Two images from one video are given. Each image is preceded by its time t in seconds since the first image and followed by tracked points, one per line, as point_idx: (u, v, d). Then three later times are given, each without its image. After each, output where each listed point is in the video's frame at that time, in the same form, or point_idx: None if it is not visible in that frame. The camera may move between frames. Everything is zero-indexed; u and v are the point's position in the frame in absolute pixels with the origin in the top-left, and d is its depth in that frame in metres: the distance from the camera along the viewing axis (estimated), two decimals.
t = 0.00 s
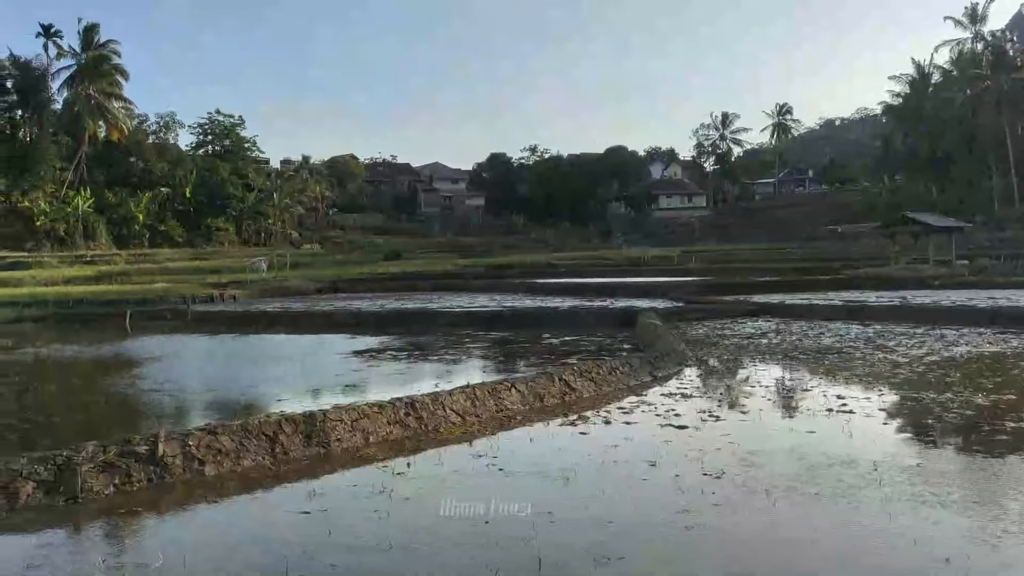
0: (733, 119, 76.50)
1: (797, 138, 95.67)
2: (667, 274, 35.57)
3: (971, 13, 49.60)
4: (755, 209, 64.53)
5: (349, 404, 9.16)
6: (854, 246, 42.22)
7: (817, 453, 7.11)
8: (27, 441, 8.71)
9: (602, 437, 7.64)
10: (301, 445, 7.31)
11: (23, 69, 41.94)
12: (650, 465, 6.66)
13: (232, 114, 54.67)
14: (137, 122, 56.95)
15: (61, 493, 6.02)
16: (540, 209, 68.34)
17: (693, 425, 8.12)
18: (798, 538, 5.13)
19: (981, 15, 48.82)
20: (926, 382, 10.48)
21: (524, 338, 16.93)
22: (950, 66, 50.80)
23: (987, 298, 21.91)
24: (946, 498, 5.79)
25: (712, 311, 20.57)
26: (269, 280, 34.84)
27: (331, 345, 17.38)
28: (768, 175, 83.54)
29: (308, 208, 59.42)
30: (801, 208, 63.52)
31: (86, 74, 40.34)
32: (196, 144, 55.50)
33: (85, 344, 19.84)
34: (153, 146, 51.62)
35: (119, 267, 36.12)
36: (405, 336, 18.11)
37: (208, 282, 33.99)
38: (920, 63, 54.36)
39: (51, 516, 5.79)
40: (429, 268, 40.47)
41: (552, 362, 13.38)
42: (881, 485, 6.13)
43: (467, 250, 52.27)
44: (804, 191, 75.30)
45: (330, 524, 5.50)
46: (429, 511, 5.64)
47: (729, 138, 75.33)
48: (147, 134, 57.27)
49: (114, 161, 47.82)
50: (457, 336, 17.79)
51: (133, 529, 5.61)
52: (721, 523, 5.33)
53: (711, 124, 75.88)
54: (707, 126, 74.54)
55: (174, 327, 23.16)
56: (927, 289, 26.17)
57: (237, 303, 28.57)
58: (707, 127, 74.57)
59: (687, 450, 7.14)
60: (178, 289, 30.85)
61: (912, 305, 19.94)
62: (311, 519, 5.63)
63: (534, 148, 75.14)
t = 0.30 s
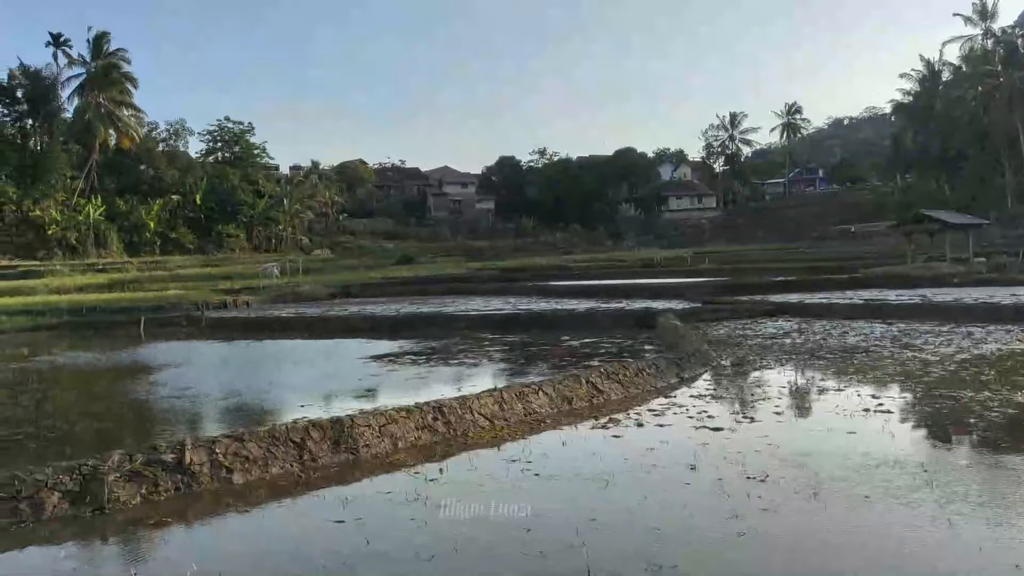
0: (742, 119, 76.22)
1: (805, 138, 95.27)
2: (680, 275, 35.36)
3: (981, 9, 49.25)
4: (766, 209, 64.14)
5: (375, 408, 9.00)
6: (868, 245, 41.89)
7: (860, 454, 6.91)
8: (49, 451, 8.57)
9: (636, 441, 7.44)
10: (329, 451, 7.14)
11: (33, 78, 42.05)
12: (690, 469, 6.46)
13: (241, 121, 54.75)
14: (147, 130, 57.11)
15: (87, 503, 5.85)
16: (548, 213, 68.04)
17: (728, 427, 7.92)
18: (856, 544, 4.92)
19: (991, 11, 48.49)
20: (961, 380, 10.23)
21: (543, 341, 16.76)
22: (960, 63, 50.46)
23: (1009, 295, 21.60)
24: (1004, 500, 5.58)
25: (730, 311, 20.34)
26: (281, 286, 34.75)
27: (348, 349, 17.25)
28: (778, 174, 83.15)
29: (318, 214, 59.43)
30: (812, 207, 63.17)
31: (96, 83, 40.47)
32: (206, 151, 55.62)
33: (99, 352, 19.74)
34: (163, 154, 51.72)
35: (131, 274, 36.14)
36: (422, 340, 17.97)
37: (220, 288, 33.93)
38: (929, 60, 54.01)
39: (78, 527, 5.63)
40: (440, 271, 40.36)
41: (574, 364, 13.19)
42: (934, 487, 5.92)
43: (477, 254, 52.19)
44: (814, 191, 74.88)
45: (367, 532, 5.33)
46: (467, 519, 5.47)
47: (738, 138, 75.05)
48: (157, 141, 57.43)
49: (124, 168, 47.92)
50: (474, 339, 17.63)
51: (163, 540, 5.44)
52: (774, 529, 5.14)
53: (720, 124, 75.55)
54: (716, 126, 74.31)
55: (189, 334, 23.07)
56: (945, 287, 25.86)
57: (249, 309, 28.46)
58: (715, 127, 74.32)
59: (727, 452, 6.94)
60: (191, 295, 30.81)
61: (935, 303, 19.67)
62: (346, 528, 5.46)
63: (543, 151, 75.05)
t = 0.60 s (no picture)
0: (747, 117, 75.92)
1: (810, 136, 94.92)
2: (689, 274, 35.17)
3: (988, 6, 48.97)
4: (772, 207, 63.89)
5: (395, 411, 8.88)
6: (877, 243, 41.65)
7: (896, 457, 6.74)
8: (66, 454, 8.47)
9: (663, 444, 7.28)
10: (351, 454, 7.01)
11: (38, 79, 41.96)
12: (721, 473, 6.31)
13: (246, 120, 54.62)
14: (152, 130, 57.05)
15: (107, 509, 5.73)
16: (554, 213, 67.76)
17: (755, 429, 7.77)
18: (901, 549, 4.77)
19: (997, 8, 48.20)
20: (987, 379, 10.05)
21: (556, 342, 16.60)
22: (967, 60, 50.17)
23: None
24: None
25: (743, 310, 20.13)
26: (288, 286, 34.63)
27: (360, 350, 17.11)
28: (783, 173, 82.81)
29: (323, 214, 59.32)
30: (818, 206, 62.88)
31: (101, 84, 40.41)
32: (211, 151, 55.55)
33: (109, 353, 19.62)
34: (168, 154, 51.64)
35: (137, 275, 36.04)
36: (434, 341, 17.82)
37: (227, 288, 33.82)
38: (935, 57, 53.71)
39: (99, 535, 5.51)
40: (447, 271, 40.14)
41: (590, 366, 13.04)
42: (977, 490, 5.75)
43: (483, 253, 52.01)
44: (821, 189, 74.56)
45: (395, 539, 5.20)
46: (497, 527, 5.33)
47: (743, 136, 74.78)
48: (163, 142, 57.39)
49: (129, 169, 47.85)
50: (486, 339, 17.47)
51: (186, 547, 5.32)
52: (815, 535, 4.99)
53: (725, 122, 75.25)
54: (721, 125, 74.05)
55: (197, 335, 22.96)
56: (958, 285, 25.63)
57: (258, 310, 28.33)
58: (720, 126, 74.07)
59: (757, 455, 6.79)
60: (198, 296, 30.69)
61: (950, 301, 19.44)
62: (374, 535, 5.32)
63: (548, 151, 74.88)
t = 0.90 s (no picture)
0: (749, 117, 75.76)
1: (812, 136, 94.75)
2: (695, 274, 35.01)
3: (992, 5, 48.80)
4: (775, 207, 63.66)
5: (412, 413, 8.73)
6: (883, 243, 41.45)
7: (929, 462, 6.56)
8: (79, 457, 8.33)
9: (688, 448, 7.13)
10: (370, 458, 6.86)
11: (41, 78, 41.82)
12: (752, 478, 6.15)
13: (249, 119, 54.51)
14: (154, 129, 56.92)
15: (124, 516, 5.58)
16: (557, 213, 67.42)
17: (780, 432, 7.62)
18: (951, 558, 4.60)
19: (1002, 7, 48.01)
20: (1011, 381, 9.86)
21: (566, 342, 16.43)
22: (971, 59, 49.99)
23: None
24: None
25: (753, 310, 19.96)
26: (292, 286, 34.48)
27: (368, 350, 16.95)
28: (786, 173, 82.61)
29: (326, 214, 59.14)
30: (821, 205, 62.71)
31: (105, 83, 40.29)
32: (213, 151, 55.42)
33: (113, 353, 19.46)
34: (171, 154, 51.52)
35: (141, 275, 35.89)
36: (442, 341, 17.65)
37: (231, 288, 33.65)
38: (939, 57, 53.52)
39: (116, 543, 5.35)
40: (451, 271, 39.97)
41: (603, 367, 12.87)
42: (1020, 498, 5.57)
43: (486, 253, 51.87)
44: (824, 189, 74.40)
45: (423, 547, 5.04)
46: (526, 534, 5.17)
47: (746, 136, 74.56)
48: (165, 142, 57.27)
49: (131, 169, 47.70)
50: (496, 340, 17.30)
51: (207, 555, 5.16)
52: (858, 544, 4.83)
53: (728, 122, 75.09)
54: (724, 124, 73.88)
55: (203, 335, 22.80)
56: (967, 285, 25.46)
57: (262, 310, 28.16)
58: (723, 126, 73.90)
59: (786, 459, 6.62)
60: (202, 296, 30.50)
61: (963, 302, 19.25)
62: (400, 543, 5.16)
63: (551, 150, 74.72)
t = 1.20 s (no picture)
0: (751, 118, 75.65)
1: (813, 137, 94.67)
2: (698, 276, 34.88)
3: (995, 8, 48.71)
4: (777, 208, 63.49)
5: (426, 418, 8.60)
6: (886, 245, 41.34)
7: (958, 471, 6.44)
8: (89, 461, 8.16)
9: (710, 455, 7.00)
10: (387, 464, 6.74)
11: (42, 76, 41.67)
12: (779, 487, 6.02)
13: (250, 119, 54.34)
14: (155, 128, 56.75)
15: (140, 523, 5.45)
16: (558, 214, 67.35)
17: (802, 440, 7.49)
18: (988, 570, 4.50)
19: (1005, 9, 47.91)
20: None
21: (574, 345, 16.30)
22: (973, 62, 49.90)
23: None
24: None
25: (761, 313, 19.84)
26: (294, 286, 34.35)
27: (374, 352, 16.79)
28: (787, 174, 82.50)
29: (327, 214, 58.95)
30: (822, 207, 62.61)
31: (107, 82, 40.17)
32: (214, 150, 55.24)
33: (116, 353, 19.32)
34: (173, 153, 51.37)
35: (142, 274, 35.76)
36: (447, 343, 17.52)
37: (233, 288, 33.50)
38: (941, 59, 53.43)
39: (132, 552, 5.22)
40: (454, 272, 39.83)
41: (615, 371, 12.74)
42: None
43: (488, 254, 51.70)
44: (825, 191, 74.26)
45: (446, 558, 4.92)
46: (552, 546, 5.04)
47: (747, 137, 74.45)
48: (166, 140, 57.08)
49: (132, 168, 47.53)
50: (502, 342, 17.19)
51: (226, 564, 5.04)
52: (893, 558, 4.72)
53: (730, 124, 75.00)
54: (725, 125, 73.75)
55: (206, 335, 22.68)
56: (974, 288, 25.34)
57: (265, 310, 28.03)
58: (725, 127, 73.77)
59: (812, 468, 6.49)
60: (204, 296, 30.35)
61: (972, 305, 19.12)
62: (423, 554, 5.03)
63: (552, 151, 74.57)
